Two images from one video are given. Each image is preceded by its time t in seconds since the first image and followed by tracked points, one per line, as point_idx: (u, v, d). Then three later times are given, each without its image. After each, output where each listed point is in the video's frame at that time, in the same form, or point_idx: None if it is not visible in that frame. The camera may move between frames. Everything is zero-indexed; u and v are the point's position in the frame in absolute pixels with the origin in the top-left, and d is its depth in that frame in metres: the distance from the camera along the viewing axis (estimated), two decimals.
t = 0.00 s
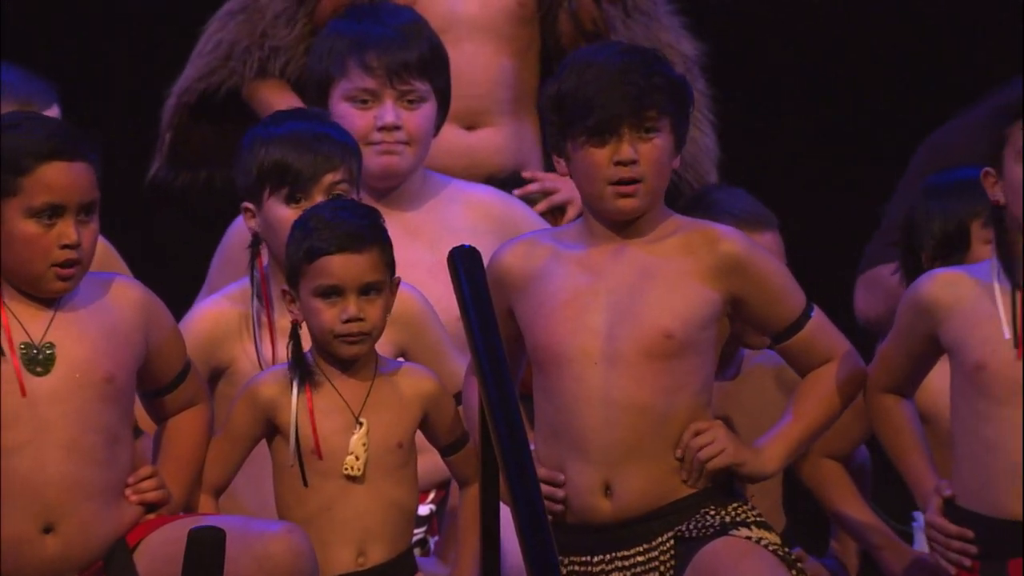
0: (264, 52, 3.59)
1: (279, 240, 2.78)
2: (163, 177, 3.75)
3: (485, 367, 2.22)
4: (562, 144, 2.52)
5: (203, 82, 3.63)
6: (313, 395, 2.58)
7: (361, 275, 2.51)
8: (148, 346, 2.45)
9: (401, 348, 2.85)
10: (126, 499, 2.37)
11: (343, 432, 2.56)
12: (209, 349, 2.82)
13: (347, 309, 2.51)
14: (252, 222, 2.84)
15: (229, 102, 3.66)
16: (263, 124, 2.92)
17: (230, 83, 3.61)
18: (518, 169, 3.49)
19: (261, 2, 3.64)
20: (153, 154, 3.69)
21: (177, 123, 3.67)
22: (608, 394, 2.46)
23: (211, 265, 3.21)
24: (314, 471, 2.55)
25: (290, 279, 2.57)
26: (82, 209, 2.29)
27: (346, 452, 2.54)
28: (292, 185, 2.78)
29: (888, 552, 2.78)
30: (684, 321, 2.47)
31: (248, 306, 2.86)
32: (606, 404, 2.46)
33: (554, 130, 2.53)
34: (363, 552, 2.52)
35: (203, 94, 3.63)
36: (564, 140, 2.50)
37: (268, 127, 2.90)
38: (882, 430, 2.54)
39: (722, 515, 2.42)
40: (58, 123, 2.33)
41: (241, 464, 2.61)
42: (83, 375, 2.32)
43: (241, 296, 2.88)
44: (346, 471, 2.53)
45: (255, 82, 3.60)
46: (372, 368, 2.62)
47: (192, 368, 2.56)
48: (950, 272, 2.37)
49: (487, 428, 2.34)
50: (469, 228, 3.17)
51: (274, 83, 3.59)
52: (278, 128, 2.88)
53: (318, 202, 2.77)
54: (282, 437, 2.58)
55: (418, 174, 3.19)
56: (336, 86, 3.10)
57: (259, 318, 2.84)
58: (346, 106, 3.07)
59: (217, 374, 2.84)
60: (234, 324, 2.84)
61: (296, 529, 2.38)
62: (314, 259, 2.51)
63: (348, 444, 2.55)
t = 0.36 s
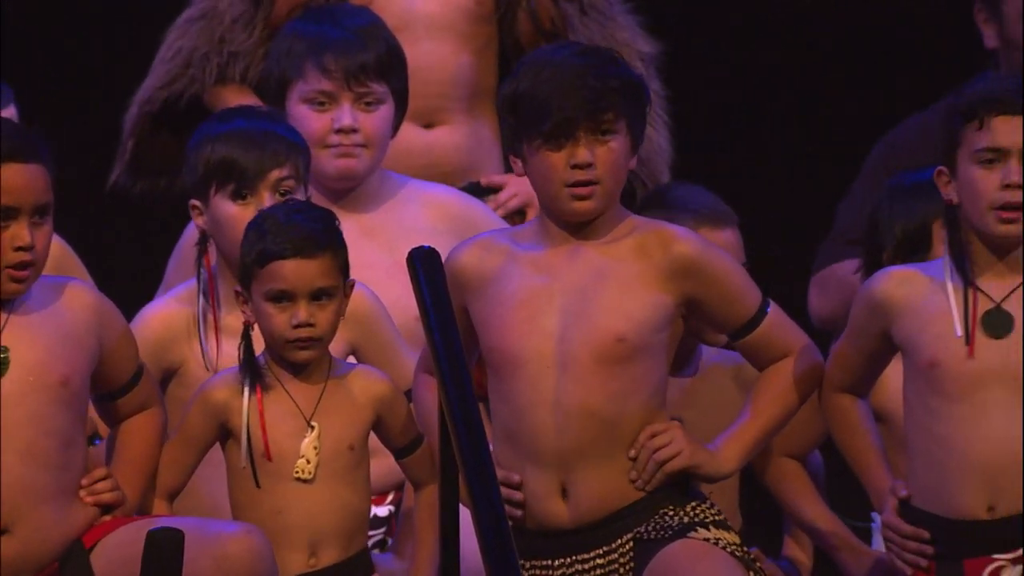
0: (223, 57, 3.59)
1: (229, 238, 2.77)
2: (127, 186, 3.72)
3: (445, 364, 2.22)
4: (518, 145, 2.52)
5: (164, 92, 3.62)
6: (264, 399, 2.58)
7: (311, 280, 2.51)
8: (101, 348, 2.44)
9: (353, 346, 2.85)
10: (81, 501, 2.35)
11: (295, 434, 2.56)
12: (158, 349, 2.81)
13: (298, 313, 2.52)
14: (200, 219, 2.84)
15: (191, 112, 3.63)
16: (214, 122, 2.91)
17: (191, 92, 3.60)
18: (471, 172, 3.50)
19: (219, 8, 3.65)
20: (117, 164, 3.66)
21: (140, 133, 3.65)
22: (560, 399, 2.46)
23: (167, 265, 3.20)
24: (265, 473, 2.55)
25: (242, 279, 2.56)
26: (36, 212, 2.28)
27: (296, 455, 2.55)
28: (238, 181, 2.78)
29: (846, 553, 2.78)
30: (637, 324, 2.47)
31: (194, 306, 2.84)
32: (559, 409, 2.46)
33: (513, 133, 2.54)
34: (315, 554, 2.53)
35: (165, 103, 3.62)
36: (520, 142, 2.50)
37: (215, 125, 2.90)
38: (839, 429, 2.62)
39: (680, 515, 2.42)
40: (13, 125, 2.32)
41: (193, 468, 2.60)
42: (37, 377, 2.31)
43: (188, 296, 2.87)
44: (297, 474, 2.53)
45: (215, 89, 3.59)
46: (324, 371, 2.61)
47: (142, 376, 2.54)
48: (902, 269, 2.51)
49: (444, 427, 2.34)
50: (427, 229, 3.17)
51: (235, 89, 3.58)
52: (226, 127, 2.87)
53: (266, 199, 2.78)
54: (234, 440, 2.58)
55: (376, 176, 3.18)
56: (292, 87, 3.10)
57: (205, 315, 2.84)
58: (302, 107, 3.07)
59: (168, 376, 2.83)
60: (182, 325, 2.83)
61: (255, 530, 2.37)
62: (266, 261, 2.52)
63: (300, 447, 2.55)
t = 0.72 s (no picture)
0: (186, 58, 3.58)
1: (190, 240, 2.75)
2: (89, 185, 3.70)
3: (409, 368, 2.21)
4: (484, 146, 2.51)
5: (128, 93, 3.59)
6: (224, 401, 2.57)
7: (275, 278, 2.50)
8: (60, 351, 2.41)
9: (314, 348, 2.83)
10: (44, 502, 2.33)
11: (256, 436, 2.55)
12: (120, 353, 2.79)
13: (262, 311, 2.50)
14: (160, 224, 2.82)
15: (154, 113, 3.62)
16: (173, 126, 2.90)
17: (154, 93, 3.59)
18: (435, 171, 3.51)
19: (181, 7, 3.63)
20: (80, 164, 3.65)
21: (101, 134, 3.63)
22: (530, 404, 2.45)
23: (128, 267, 3.18)
24: (224, 474, 2.53)
25: (202, 279, 2.55)
26: None
27: (256, 458, 2.53)
28: (196, 184, 2.77)
29: (813, 555, 2.78)
30: (607, 331, 2.47)
31: (155, 310, 2.83)
32: (529, 414, 2.45)
33: (479, 135, 2.53)
34: (276, 558, 2.51)
35: (128, 105, 3.60)
36: (487, 142, 2.49)
37: (174, 128, 2.89)
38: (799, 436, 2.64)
39: (647, 515, 2.43)
40: None
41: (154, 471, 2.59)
42: None
43: (149, 299, 2.85)
44: (257, 477, 2.52)
45: (178, 90, 3.58)
46: (285, 373, 2.60)
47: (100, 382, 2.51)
48: (855, 273, 2.56)
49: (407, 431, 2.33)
50: (390, 229, 3.16)
51: (200, 89, 3.58)
52: (184, 130, 2.86)
53: (223, 202, 2.77)
54: (194, 442, 2.56)
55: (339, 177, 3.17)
56: (253, 87, 3.09)
57: (167, 320, 2.83)
58: (264, 108, 3.05)
59: (129, 379, 2.81)
60: (144, 329, 2.81)
61: (214, 533, 2.36)
62: (230, 261, 2.50)
63: (260, 450, 2.54)
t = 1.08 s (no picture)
0: (156, 64, 3.57)
1: (157, 244, 2.74)
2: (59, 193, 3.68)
3: (377, 373, 2.20)
4: (451, 147, 2.51)
5: (97, 98, 3.57)
6: (190, 402, 2.57)
7: (239, 281, 2.49)
8: (27, 355, 2.37)
9: (281, 350, 2.82)
10: (9, 505, 2.33)
11: (220, 437, 2.55)
12: (87, 354, 2.77)
13: (227, 314, 2.49)
14: (128, 225, 2.81)
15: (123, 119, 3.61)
16: (143, 128, 2.89)
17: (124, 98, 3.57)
18: (402, 172, 3.48)
19: (149, 13, 3.63)
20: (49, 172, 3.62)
21: (72, 140, 3.60)
22: (500, 402, 2.44)
23: (92, 272, 3.17)
24: (189, 475, 2.53)
25: (169, 281, 2.54)
26: None
27: (221, 459, 2.53)
28: (163, 189, 2.75)
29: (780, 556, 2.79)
30: (579, 328, 2.47)
31: (123, 312, 2.82)
32: (499, 413, 2.44)
33: (447, 135, 2.52)
34: (243, 559, 2.50)
35: (99, 110, 3.57)
36: (453, 145, 2.49)
37: (144, 130, 2.87)
38: (763, 437, 2.64)
39: (613, 504, 2.42)
40: None
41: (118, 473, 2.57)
42: None
43: (115, 301, 2.84)
44: (222, 478, 2.52)
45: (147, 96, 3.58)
46: (251, 373, 2.59)
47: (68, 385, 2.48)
48: (819, 274, 2.55)
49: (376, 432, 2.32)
50: (353, 232, 3.15)
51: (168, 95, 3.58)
52: (155, 131, 2.85)
53: (190, 205, 2.75)
54: (159, 443, 2.56)
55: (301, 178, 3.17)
56: (215, 89, 3.08)
57: (134, 323, 2.81)
58: (225, 109, 3.05)
59: (95, 379, 2.80)
60: (110, 331, 2.80)
61: (177, 533, 2.35)
62: (195, 263, 2.50)
63: (225, 451, 2.53)
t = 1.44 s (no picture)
0: (123, 60, 3.55)
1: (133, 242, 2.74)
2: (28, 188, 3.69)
3: (349, 374, 2.19)
4: (427, 145, 2.50)
5: (64, 93, 3.57)
6: (163, 401, 2.55)
7: (216, 278, 2.48)
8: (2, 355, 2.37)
9: (256, 350, 2.81)
10: None
11: (193, 437, 2.54)
12: (64, 351, 2.76)
13: (202, 312, 2.48)
14: (109, 222, 2.80)
15: (92, 114, 3.60)
16: (121, 125, 2.88)
17: (92, 92, 3.56)
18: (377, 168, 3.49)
19: (119, 10, 3.57)
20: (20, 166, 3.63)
21: (41, 135, 3.60)
22: (477, 401, 2.44)
23: (60, 270, 3.14)
24: (162, 474, 2.52)
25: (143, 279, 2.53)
26: None
27: (194, 460, 2.52)
28: (146, 185, 2.75)
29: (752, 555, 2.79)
30: (556, 327, 2.46)
31: (102, 308, 2.80)
32: (473, 412, 2.43)
33: (421, 133, 2.51)
34: (215, 559, 2.50)
35: (65, 105, 3.57)
36: (429, 142, 2.48)
37: (124, 127, 2.85)
38: (743, 433, 2.63)
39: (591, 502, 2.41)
40: None
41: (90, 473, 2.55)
42: None
43: (94, 297, 2.82)
44: (195, 479, 2.51)
45: (116, 91, 3.55)
46: (223, 375, 2.58)
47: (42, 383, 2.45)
48: (796, 275, 2.55)
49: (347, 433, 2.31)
50: (323, 231, 3.14)
51: (136, 90, 3.55)
52: (134, 128, 2.83)
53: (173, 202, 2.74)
54: (130, 442, 2.54)
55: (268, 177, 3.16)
56: (179, 86, 3.07)
57: (114, 320, 2.80)
58: (190, 107, 3.04)
59: (70, 376, 2.78)
60: (88, 327, 2.79)
61: (145, 531, 2.34)
62: (170, 261, 2.48)
63: (197, 451, 2.53)
